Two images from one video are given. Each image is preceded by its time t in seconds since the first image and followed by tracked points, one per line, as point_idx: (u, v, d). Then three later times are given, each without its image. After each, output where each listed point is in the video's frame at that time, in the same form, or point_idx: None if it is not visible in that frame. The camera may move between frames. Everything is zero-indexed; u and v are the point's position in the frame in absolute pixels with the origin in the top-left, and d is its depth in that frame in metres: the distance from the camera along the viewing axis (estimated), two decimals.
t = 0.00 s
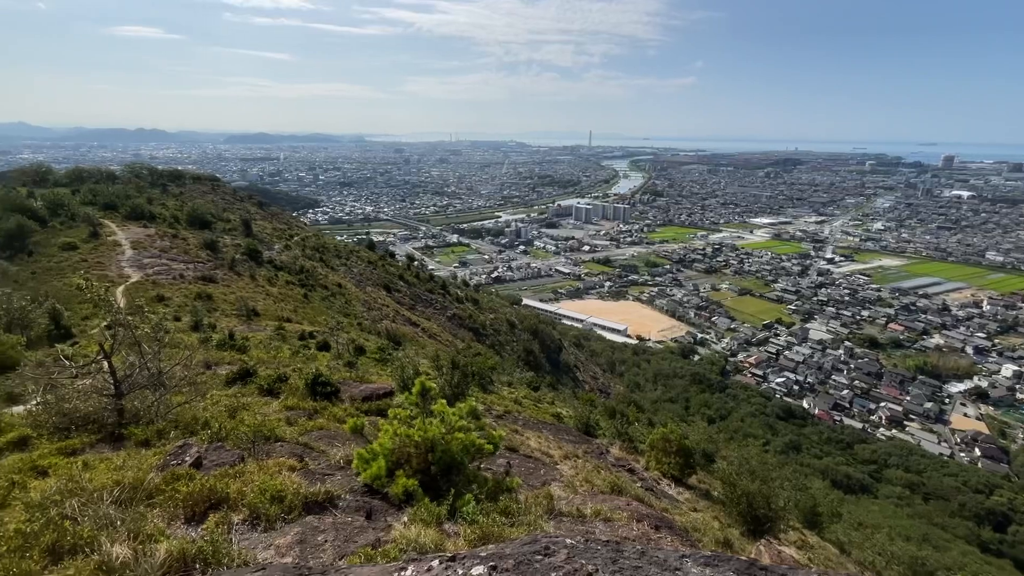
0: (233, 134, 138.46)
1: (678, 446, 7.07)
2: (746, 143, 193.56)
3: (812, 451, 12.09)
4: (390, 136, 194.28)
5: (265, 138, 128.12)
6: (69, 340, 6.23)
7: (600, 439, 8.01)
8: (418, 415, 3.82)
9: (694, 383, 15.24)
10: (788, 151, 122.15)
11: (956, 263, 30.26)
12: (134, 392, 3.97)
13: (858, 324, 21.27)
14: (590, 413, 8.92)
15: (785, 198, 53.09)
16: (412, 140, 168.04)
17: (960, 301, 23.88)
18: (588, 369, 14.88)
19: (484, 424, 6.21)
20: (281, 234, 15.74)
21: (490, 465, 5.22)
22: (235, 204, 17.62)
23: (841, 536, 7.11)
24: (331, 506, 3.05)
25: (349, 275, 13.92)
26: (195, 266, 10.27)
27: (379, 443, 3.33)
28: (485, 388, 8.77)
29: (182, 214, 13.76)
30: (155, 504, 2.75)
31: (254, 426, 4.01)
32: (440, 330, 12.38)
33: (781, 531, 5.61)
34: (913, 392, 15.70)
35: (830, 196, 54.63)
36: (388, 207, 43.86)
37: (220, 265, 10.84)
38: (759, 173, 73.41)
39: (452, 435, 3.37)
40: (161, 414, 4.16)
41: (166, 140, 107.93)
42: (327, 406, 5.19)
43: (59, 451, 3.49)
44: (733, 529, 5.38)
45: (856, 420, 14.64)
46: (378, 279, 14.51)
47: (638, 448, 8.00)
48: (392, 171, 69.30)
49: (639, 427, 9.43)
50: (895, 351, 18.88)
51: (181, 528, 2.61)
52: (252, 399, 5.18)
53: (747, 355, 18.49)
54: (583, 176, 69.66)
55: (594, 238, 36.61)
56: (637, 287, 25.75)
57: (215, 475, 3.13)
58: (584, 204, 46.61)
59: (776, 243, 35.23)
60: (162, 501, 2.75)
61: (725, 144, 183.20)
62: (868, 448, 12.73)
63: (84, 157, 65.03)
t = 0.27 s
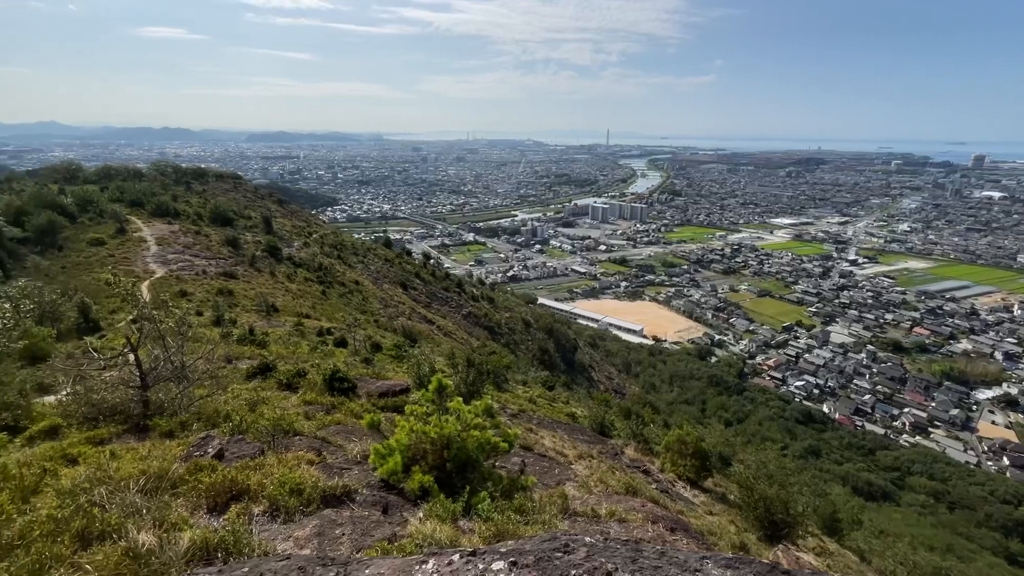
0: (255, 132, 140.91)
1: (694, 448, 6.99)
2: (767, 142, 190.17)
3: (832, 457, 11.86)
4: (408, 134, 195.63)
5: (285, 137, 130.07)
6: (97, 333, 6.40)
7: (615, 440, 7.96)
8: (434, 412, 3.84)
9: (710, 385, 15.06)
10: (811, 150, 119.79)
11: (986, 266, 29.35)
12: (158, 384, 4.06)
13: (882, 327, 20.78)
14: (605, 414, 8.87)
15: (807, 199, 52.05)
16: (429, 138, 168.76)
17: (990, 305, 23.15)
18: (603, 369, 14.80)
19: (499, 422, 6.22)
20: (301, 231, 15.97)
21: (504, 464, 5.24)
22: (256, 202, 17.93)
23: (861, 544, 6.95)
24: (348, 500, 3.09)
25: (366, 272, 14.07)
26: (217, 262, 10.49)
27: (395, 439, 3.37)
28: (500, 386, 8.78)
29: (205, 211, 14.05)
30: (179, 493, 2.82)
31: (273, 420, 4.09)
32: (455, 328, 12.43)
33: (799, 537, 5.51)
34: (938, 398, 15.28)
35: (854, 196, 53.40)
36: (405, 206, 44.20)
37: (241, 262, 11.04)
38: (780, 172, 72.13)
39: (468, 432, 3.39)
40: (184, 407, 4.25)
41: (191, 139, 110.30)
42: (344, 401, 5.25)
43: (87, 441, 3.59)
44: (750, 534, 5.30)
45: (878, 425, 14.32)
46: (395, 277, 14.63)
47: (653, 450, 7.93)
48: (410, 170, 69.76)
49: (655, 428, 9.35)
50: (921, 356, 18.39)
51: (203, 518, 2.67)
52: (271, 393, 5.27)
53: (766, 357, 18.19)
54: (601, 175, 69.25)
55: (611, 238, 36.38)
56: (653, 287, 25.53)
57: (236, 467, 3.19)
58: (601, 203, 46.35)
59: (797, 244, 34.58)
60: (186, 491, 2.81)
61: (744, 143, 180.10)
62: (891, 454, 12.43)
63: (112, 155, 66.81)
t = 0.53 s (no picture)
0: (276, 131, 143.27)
1: (710, 451, 6.91)
2: (789, 141, 186.61)
3: (852, 463, 11.61)
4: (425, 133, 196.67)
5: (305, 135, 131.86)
6: (123, 327, 6.57)
7: (630, 441, 7.91)
8: (450, 409, 3.87)
9: (728, 388, 14.86)
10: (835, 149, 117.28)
11: (1018, 269, 28.40)
12: (182, 377, 4.17)
13: (906, 331, 20.26)
14: (620, 415, 8.81)
15: (830, 199, 50.96)
16: (447, 137, 169.42)
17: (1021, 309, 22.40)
18: (618, 369, 14.71)
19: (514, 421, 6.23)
20: (319, 229, 16.18)
21: (518, 462, 5.24)
22: (277, 200, 18.22)
23: (883, 552, 6.79)
24: (366, 495, 3.13)
25: (383, 270, 14.19)
26: (238, 258, 10.69)
27: (412, 436, 3.40)
28: (514, 385, 8.79)
29: (227, 208, 14.32)
30: (202, 484, 2.89)
31: (292, 414, 4.15)
32: (471, 326, 12.48)
33: (818, 544, 5.41)
34: (965, 405, 14.85)
35: (879, 197, 52.11)
36: (422, 204, 44.47)
37: (262, 258, 11.23)
38: (802, 172, 70.76)
39: (484, 430, 3.40)
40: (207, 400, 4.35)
41: (214, 137, 112.52)
42: (361, 397, 5.31)
43: (114, 431, 3.70)
44: (767, 539, 5.22)
45: (902, 432, 13.98)
46: (411, 275, 14.73)
47: (669, 452, 7.86)
48: (427, 168, 70.15)
49: (671, 430, 9.27)
50: (947, 361, 17.88)
51: (225, 509, 2.74)
52: (290, 388, 5.36)
53: (786, 360, 17.89)
54: (618, 175, 68.76)
55: (628, 237, 36.10)
56: (671, 288, 25.27)
57: (257, 460, 3.26)
58: (618, 202, 46.04)
59: (819, 245, 33.89)
60: (208, 482, 2.88)
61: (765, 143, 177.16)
62: (915, 462, 12.11)
63: (139, 153, 68.56)
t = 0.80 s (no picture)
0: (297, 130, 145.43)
1: (727, 454, 6.81)
2: (812, 140, 182.92)
3: (874, 470, 11.35)
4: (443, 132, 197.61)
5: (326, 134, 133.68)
6: (148, 320, 6.74)
7: (645, 442, 7.84)
8: (466, 407, 3.89)
9: (746, 391, 14.64)
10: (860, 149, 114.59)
11: None
12: (206, 371, 4.26)
13: (933, 336, 19.71)
14: (636, 416, 8.75)
15: (854, 199, 49.81)
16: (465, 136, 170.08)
17: None
18: (634, 370, 14.60)
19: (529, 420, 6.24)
20: (338, 227, 16.37)
21: (533, 462, 5.24)
22: (297, 198, 18.50)
23: (905, 562, 6.62)
24: (383, 490, 3.16)
25: (400, 268, 14.30)
26: (259, 255, 10.89)
27: (428, 433, 3.43)
28: (530, 384, 8.79)
29: (249, 206, 14.60)
30: (225, 476, 2.95)
31: (311, 409, 4.21)
32: (486, 325, 12.52)
33: (838, 551, 5.29)
34: (994, 412, 14.39)
35: (906, 198, 50.73)
36: (440, 203, 44.73)
37: (282, 255, 11.42)
38: (826, 172, 69.25)
39: (500, 429, 3.42)
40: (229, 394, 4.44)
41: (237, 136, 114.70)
42: (378, 394, 5.37)
43: (140, 422, 3.80)
44: (785, 545, 5.13)
45: (927, 439, 13.61)
46: (428, 273, 14.82)
47: (685, 455, 7.77)
48: (445, 167, 70.51)
49: (687, 433, 9.16)
50: (976, 368, 17.35)
51: (246, 501, 2.79)
52: (309, 383, 5.44)
53: (806, 364, 17.55)
54: (636, 174, 68.23)
55: (645, 237, 35.81)
56: (688, 289, 24.99)
57: (277, 453, 3.32)
58: (636, 202, 45.69)
59: (843, 246, 33.15)
60: (231, 474, 2.94)
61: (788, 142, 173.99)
62: (940, 470, 11.79)
63: (165, 151, 70.26)
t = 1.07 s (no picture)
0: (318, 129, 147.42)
1: (745, 458, 6.71)
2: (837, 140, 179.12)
3: (897, 477, 11.07)
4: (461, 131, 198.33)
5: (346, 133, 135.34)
6: (173, 315, 6.91)
7: (661, 444, 7.77)
8: (481, 406, 3.89)
9: (764, 394, 14.41)
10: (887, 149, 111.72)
11: None
12: (228, 365, 4.35)
13: (961, 342, 19.13)
14: (652, 417, 8.68)
15: (880, 200, 48.60)
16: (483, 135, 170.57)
17: None
18: (650, 371, 14.48)
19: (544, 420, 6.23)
20: (357, 225, 16.56)
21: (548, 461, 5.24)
22: (317, 196, 18.75)
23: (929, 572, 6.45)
24: (400, 486, 3.19)
25: (417, 266, 14.40)
26: (280, 252, 11.07)
27: (444, 430, 3.45)
28: (545, 384, 8.78)
29: (270, 204, 14.84)
30: (246, 468, 3.01)
31: (329, 405, 4.27)
32: (502, 324, 12.54)
33: (859, 560, 5.18)
34: None
35: (935, 199, 49.27)
36: (457, 201, 44.93)
37: (302, 252, 11.59)
38: (850, 172, 67.69)
39: (515, 428, 3.42)
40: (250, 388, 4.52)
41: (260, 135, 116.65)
42: (395, 391, 5.42)
43: (165, 414, 3.90)
44: (804, 552, 5.03)
45: (953, 448, 13.23)
46: (445, 271, 14.90)
47: (701, 458, 7.69)
48: (462, 166, 70.79)
49: (704, 435, 9.06)
50: (1006, 375, 16.79)
51: (267, 493, 2.84)
52: (327, 378, 5.52)
53: (827, 368, 17.19)
54: (655, 174, 67.57)
55: (663, 237, 35.46)
56: (707, 290, 24.67)
57: (296, 447, 3.37)
58: (654, 202, 45.28)
59: (867, 248, 32.37)
60: (251, 466, 3.00)
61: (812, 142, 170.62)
62: (966, 479, 11.45)
63: (190, 150, 71.82)
